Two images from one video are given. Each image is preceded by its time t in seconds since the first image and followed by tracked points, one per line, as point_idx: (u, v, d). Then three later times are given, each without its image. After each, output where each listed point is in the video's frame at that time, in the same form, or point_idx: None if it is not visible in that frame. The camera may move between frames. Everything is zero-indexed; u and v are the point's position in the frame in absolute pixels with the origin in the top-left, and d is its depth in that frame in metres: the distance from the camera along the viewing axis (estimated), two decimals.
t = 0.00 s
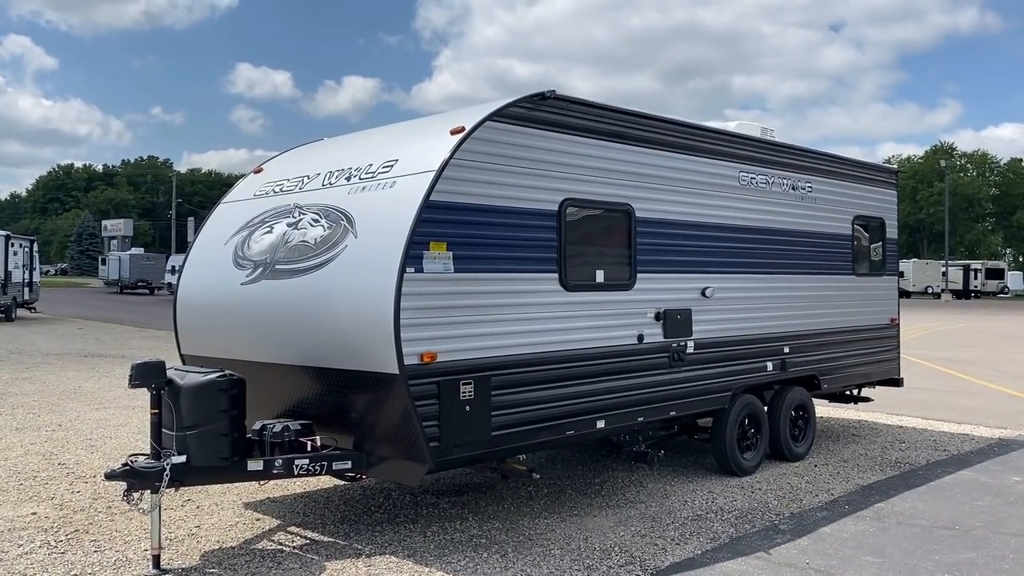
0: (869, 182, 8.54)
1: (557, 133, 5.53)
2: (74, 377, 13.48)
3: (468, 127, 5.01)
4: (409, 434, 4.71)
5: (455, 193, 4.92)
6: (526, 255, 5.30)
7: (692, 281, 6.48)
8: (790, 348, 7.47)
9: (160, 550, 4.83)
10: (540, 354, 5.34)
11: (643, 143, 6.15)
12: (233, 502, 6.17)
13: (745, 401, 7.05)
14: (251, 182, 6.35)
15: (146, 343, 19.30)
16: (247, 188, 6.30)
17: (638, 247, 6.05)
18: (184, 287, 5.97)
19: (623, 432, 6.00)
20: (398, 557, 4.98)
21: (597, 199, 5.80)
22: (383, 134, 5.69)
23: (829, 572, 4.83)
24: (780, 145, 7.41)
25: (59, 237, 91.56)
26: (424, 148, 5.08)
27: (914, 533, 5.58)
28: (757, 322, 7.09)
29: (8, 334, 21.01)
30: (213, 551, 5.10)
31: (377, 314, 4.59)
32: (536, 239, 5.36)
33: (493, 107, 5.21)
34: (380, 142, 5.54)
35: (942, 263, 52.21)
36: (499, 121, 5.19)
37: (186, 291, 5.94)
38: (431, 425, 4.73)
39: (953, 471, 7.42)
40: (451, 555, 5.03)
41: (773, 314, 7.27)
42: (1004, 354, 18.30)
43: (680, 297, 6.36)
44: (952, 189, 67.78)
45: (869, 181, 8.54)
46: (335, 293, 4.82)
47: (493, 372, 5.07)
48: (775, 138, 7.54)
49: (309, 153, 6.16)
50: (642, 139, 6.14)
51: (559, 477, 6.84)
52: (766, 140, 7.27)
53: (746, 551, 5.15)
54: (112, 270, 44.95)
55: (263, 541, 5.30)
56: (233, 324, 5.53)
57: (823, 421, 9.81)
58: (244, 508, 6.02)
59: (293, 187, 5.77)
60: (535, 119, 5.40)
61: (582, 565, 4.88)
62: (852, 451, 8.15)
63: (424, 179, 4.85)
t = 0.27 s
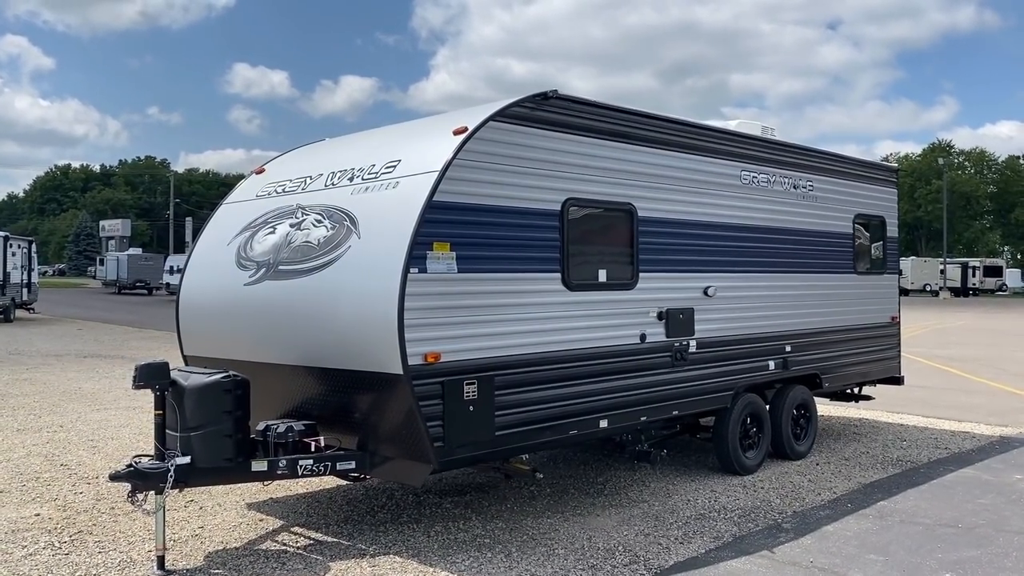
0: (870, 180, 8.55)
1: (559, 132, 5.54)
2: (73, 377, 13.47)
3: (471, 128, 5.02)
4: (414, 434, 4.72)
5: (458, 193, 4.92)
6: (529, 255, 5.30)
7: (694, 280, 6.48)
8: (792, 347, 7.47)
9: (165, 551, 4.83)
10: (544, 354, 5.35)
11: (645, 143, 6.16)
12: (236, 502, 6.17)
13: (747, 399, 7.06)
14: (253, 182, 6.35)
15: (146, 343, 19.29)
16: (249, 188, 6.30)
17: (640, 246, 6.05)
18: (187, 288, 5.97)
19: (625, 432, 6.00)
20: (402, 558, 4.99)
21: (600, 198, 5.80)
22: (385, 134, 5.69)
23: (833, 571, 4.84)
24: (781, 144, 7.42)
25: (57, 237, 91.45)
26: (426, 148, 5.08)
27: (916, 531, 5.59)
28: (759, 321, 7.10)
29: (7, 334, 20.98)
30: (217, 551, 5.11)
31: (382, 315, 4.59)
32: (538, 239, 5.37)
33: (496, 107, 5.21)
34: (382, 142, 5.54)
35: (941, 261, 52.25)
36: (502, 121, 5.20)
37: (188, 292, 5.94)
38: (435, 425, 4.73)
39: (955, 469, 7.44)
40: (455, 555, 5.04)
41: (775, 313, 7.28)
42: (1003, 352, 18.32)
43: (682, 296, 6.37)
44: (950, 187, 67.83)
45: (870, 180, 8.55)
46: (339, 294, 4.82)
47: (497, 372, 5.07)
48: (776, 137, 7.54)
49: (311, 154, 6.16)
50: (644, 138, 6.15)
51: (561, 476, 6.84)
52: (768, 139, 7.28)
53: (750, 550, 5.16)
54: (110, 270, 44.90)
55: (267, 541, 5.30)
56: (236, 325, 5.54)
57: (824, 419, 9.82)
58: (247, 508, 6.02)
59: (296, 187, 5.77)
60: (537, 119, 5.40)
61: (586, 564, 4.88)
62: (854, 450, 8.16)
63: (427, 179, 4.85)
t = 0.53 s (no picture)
0: (870, 181, 8.57)
1: (562, 133, 5.54)
2: (72, 377, 13.45)
3: (474, 128, 5.02)
4: (418, 435, 4.72)
5: (462, 194, 4.93)
6: (533, 255, 5.31)
7: (695, 280, 6.50)
8: (793, 347, 7.49)
9: (168, 551, 4.83)
10: (547, 354, 5.36)
11: (647, 143, 6.17)
12: (238, 503, 6.17)
13: (748, 399, 7.08)
14: (255, 182, 6.35)
15: (143, 343, 19.27)
16: (252, 188, 6.30)
17: (642, 246, 6.06)
18: (189, 288, 5.97)
19: (627, 432, 6.01)
20: (406, 558, 4.99)
21: (602, 199, 5.81)
22: (388, 135, 5.69)
23: (836, 570, 4.85)
24: (782, 144, 7.44)
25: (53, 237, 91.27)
26: (430, 149, 5.08)
27: (918, 530, 5.61)
28: (760, 321, 7.11)
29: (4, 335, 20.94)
30: (221, 551, 5.11)
31: (386, 315, 4.60)
32: (542, 239, 5.37)
33: (499, 107, 5.22)
34: (386, 143, 5.55)
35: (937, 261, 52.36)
36: (505, 121, 5.20)
37: (191, 292, 5.94)
38: (439, 425, 4.74)
39: (955, 468, 7.46)
40: (459, 555, 5.04)
41: (776, 313, 7.30)
42: (1000, 351, 18.37)
43: (684, 296, 6.38)
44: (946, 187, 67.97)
45: (870, 180, 8.57)
46: (343, 294, 4.82)
47: (501, 372, 5.08)
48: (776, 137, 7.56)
49: (314, 154, 6.16)
50: (646, 139, 6.16)
51: (563, 476, 6.85)
52: (769, 140, 7.29)
53: (753, 550, 5.17)
54: (107, 270, 44.83)
55: (271, 542, 5.30)
56: (239, 326, 5.54)
57: (823, 419, 9.84)
58: (249, 508, 6.02)
59: (298, 187, 5.78)
60: (541, 119, 5.41)
61: (590, 564, 4.89)
62: (854, 449, 8.18)
63: (431, 179, 4.85)
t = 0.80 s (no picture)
0: (867, 188, 8.62)
1: (564, 141, 5.57)
2: (67, 384, 13.41)
3: (478, 136, 5.05)
4: (421, 442, 4.73)
5: (465, 202, 4.95)
6: (535, 263, 5.33)
7: (696, 287, 6.53)
8: (791, 353, 7.53)
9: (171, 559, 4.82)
10: (549, 361, 5.37)
11: (648, 151, 6.20)
12: (239, 510, 6.17)
13: (748, 406, 7.10)
14: (256, 190, 6.36)
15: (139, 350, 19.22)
16: (253, 196, 6.31)
17: (643, 253, 6.09)
18: (190, 295, 5.97)
19: (628, 439, 6.03)
20: (409, 565, 4.99)
21: (603, 206, 5.84)
22: (390, 143, 5.72)
23: None
24: (780, 152, 7.48)
25: (46, 242, 90.98)
26: (433, 157, 5.10)
27: (918, 536, 5.64)
28: (759, 328, 7.15)
29: None
30: (223, 559, 5.10)
31: (390, 322, 4.61)
32: (544, 246, 5.40)
33: (502, 116, 5.25)
34: (388, 151, 5.57)
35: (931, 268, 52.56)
36: (508, 129, 5.23)
37: (192, 299, 5.94)
38: (443, 432, 4.75)
39: (953, 474, 7.49)
40: (462, 562, 5.05)
41: (775, 320, 7.33)
42: (994, 357, 18.46)
43: (684, 303, 6.41)
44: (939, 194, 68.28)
45: (867, 188, 8.62)
46: (346, 302, 4.83)
47: (504, 380, 5.10)
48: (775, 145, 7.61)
49: (315, 162, 6.18)
50: (647, 147, 6.19)
51: (563, 483, 6.86)
52: (767, 148, 7.34)
53: (755, 556, 5.19)
54: (101, 276, 44.71)
55: (273, 549, 5.30)
56: (241, 333, 5.54)
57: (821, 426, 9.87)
58: (250, 516, 6.02)
59: (300, 195, 5.79)
60: (543, 127, 5.44)
61: (593, 571, 4.90)
62: (852, 456, 8.21)
63: (435, 187, 4.87)
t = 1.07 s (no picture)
0: (864, 199, 8.68)
1: (565, 154, 5.61)
2: (64, 398, 13.37)
3: (480, 150, 5.08)
4: (426, 454, 4.72)
5: (468, 215, 4.97)
6: (538, 275, 5.35)
7: (696, 298, 6.56)
8: (791, 364, 7.55)
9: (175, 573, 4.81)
10: (552, 373, 5.39)
11: (648, 164, 6.24)
12: (241, 524, 6.15)
13: (748, 417, 7.12)
14: (258, 204, 6.38)
15: (135, 363, 19.16)
16: (254, 210, 6.32)
17: (644, 265, 6.12)
18: (191, 309, 5.97)
19: (630, 450, 6.04)
20: None
21: (605, 218, 5.87)
22: (392, 156, 5.74)
23: None
24: (778, 164, 7.53)
25: (39, 255, 90.74)
26: (436, 170, 5.13)
27: (920, 546, 5.65)
28: (759, 338, 7.18)
29: None
30: (227, 573, 5.09)
31: (394, 336, 4.62)
32: (546, 258, 5.42)
33: (504, 129, 5.28)
34: (390, 164, 5.59)
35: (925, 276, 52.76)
36: (510, 143, 5.26)
37: (194, 313, 5.94)
38: (447, 445, 4.75)
39: (953, 483, 7.52)
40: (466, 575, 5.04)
41: (774, 330, 7.36)
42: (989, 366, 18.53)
43: (685, 314, 6.44)
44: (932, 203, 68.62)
45: (864, 198, 8.68)
46: (350, 315, 4.84)
47: (507, 392, 5.11)
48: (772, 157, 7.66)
49: (317, 176, 6.20)
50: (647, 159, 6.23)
51: (565, 495, 6.86)
52: (766, 159, 7.39)
53: (758, 567, 5.20)
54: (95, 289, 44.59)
55: (276, 563, 5.29)
56: (243, 347, 5.54)
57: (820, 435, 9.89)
58: (252, 530, 6.00)
59: (302, 209, 5.80)
60: (545, 140, 5.47)
61: None
62: (852, 465, 8.23)
63: (438, 201, 4.89)
